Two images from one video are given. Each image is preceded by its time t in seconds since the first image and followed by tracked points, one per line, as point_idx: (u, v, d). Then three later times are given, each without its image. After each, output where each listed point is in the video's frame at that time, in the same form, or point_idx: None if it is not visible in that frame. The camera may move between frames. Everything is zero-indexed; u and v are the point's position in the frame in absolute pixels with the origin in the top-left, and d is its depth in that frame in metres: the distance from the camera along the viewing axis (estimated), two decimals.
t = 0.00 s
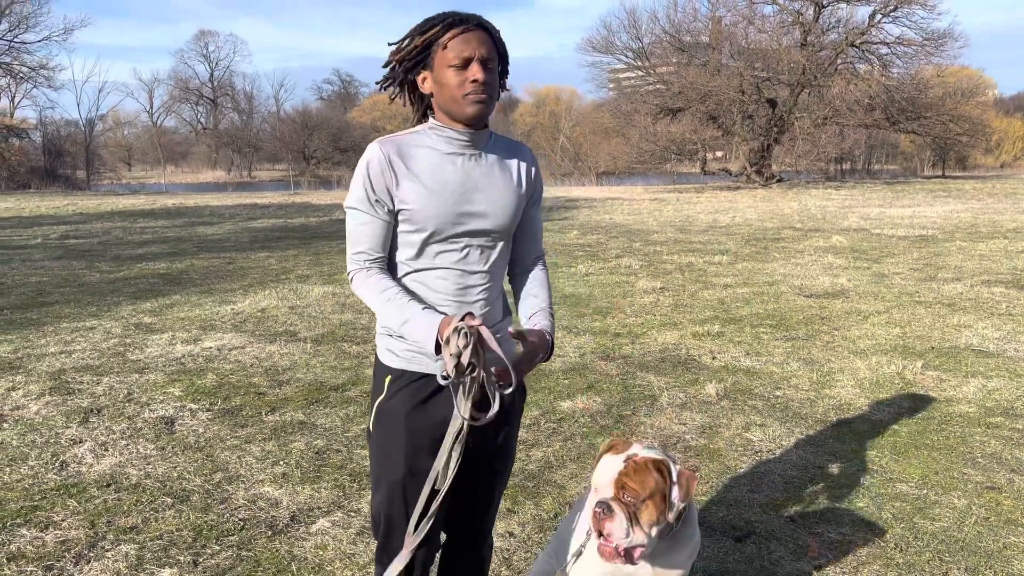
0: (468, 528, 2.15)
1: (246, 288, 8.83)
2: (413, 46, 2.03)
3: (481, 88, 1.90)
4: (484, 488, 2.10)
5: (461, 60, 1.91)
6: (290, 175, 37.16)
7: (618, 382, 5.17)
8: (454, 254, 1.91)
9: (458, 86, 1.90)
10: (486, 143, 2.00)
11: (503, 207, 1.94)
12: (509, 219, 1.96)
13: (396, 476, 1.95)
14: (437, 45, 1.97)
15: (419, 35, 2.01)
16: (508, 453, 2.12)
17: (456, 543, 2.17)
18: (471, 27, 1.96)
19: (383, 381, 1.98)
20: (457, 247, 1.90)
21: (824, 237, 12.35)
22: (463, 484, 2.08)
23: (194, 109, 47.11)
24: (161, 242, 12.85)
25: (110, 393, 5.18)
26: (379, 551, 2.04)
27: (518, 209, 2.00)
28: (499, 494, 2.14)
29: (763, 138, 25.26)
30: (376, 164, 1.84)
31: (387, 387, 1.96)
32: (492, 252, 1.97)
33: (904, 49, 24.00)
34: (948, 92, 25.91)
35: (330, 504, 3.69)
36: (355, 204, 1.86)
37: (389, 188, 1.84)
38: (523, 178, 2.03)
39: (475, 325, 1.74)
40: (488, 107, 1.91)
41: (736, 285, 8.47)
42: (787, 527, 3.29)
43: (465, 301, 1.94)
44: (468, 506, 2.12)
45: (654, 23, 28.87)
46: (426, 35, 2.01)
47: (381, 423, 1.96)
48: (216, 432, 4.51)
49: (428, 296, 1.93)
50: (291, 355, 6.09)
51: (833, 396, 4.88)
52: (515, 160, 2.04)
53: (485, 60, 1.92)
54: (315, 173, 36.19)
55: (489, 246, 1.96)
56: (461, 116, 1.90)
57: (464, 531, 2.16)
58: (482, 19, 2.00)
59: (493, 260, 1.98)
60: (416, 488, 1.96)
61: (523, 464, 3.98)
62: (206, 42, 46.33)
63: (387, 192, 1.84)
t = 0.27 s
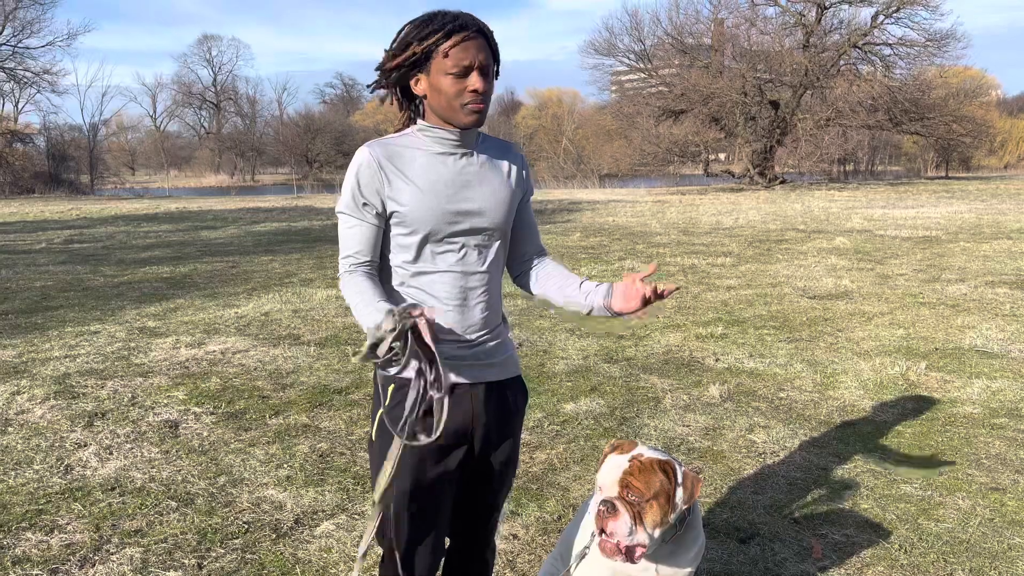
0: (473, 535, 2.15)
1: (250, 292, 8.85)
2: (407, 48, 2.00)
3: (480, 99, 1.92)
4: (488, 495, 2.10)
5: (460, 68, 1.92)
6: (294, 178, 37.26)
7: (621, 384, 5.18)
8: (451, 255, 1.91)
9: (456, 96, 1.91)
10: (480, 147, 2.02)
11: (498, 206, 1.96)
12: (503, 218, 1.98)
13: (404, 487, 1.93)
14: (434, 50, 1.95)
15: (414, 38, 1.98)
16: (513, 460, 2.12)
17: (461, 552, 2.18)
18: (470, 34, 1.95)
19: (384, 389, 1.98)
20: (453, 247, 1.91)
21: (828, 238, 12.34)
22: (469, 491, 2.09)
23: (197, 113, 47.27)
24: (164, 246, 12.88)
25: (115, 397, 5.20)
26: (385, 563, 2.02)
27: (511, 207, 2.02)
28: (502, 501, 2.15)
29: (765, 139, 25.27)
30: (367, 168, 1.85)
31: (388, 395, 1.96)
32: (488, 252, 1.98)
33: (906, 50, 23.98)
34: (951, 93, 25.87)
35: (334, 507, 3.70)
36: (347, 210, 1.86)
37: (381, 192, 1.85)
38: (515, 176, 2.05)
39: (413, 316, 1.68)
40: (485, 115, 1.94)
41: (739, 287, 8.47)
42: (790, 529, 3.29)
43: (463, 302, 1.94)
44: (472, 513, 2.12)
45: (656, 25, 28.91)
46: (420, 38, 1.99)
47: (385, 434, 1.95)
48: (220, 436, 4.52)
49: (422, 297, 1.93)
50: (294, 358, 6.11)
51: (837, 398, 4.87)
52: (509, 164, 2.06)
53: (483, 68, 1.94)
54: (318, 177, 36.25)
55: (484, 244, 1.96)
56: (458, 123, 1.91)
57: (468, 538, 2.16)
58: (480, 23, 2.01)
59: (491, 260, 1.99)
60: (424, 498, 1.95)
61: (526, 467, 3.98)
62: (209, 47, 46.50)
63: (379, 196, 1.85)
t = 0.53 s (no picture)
0: (478, 542, 2.15)
1: (254, 295, 8.87)
2: (406, 48, 2.02)
3: (480, 102, 1.93)
4: (488, 502, 2.11)
5: (461, 70, 1.93)
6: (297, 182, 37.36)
7: (625, 387, 5.17)
8: (454, 261, 1.93)
9: (457, 97, 1.92)
10: (478, 149, 2.02)
11: (499, 210, 1.97)
12: (504, 221, 1.99)
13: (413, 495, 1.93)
14: (434, 50, 1.96)
15: (414, 39, 1.99)
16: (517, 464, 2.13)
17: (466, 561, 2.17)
18: (470, 36, 1.97)
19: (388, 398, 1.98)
20: (455, 253, 1.92)
21: (831, 240, 12.33)
22: (474, 499, 2.09)
23: (201, 117, 47.46)
24: (168, 249, 12.92)
25: (119, 400, 5.21)
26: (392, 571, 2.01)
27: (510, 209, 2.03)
28: (506, 506, 2.15)
29: (769, 141, 25.30)
30: (364, 176, 1.84)
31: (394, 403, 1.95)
32: (489, 256, 1.99)
33: (909, 52, 24.00)
34: (954, 95, 25.87)
35: (337, 511, 3.70)
36: (345, 218, 1.85)
37: (381, 200, 1.85)
38: (511, 177, 2.06)
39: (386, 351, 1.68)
40: (486, 118, 1.95)
41: (743, 289, 8.47)
42: (794, 532, 3.29)
43: (466, 304, 1.95)
44: (477, 521, 2.12)
45: (659, 28, 28.97)
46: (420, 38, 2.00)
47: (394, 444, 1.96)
48: (224, 439, 4.54)
49: (425, 302, 1.93)
50: (298, 362, 6.12)
51: (841, 401, 4.86)
52: (508, 169, 2.06)
53: (482, 70, 1.95)
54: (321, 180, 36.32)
55: (485, 248, 1.98)
56: (457, 127, 1.92)
57: (473, 545, 2.16)
58: (481, 25, 2.02)
59: (492, 264, 2.01)
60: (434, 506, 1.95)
61: (530, 470, 3.98)
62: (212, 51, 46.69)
63: (378, 204, 1.84)
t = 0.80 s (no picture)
0: (481, 545, 2.16)
1: (257, 298, 8.90)
2: (402, 54, 2.03)
3: (481, 103, 1.94)
4: (491, 507, 2.11)
5: (458, 72, 1.94)
6: (301, 185, 37.46)
7: (628, 391, 5.17)
8: (454, 266, 1.93)
9: (458, 99, 1.92)
10: (477, 154, 2.02)
11: (499, 213, 1.98)
12: (504, 225, 2.00)
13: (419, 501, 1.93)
14: (431, 54, 1.97)
15: (410, 46, 2.01)
16: (519, 468, 2.13)
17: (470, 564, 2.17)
18: (466, 36, 1.98)
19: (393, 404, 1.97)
20: (456, 259, 1.92)
21: (835, 244, 12.31)
22: (478, 502, 2.09)
23: (205, 120, 47.67)
24: (172, 252, 12.96)
25: (123, 403, 5.23)
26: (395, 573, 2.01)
27: (509, 212, 2.04)
28: (509, 509, 2.15)
29: (772, 145, 25.10)
30: (365, 181, 1.82)
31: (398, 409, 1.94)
32: (489, 261, 2.00)
33: (913, 55, 23.96)
34: (958, 98, 25.81)
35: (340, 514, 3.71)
36: (345, 223, 1.83)
37: (382, 205, 1.83)
38: (509, 182, 2.06)
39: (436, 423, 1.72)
40: (487, 119, 1.95)
41: (746, 292, 8.46)
42: (798, 536, 3.28)
43: (467, 310, 1.95)
44: (481, 524, 2.13)
45: (663, 31, 29.00)
46: (416, 43, 2.01)
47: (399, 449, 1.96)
48: (228, 442, 4.55)
49: (426, 308, 1.92)
50: (302, 365, 6.13)
51: (846, 404, 4.85)
52: (507, 174, 2.07)
53: (481, 72, 1.96)
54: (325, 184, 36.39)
55: (484, 252, 1.98)
56: (458, 130, 1.92)
57: (477, 547, 2.16)
58: (476, 28, 2.03)
59: (492, 268, 2.02)
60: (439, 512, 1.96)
61: (533, 473, 3.98)
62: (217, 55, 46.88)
63: (380, 208, 1.83)
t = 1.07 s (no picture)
0: (482, 547, 2.16)
1: (262, 301, 8.92)
2: (410, 54, 2.04)
3: (490, 103, 1.93)
4: (494, 510, 2.12)
5: (467, 72, 1.94)
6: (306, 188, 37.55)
7: (632, 394, 5.16)
8: (462, 267, 1.93)
9: (467, 99, 1.92)
10: (484, 155, 2.02)
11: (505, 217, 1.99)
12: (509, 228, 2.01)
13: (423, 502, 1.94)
14: (440, 54, 1.98)
15: (419, 46, 2.01)
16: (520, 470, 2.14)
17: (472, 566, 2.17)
18: (474, 37, 1.98)
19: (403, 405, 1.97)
20: (464, 261, 1.93)
21: (839, 247, 12.28)
22: (481, 504, 2.10)
23: (210, 123, 47.93)
24: (177, 255, 13.01)
25: (127, 405, 5.25)
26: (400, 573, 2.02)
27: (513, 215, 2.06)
28: (510, 510, 2.16)
29: (777, 148, 25.14)
30: (377, 179, 1.81)
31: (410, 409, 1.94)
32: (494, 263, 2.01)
33: (918, 59, 23.91)
34: (963, 102, 25.73)
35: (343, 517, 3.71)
36: (355, 223, 1.82)
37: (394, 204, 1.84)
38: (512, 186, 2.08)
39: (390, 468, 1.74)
40: (496, 119, 1.95)
41: (750, 296, 8.44)
42: (802, 539, 3.28)
43: (473, 312, 1.96)
44: (482, 526, 2.14)
45: (667, 35, 29.02)
46: (424, 44, 2.02)
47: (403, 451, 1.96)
48: (232, 444, 4.56)
49: (432, 310, 1.93)
50: (306, 367, 6.15)
51: (850, 408, 4.83)
52: (511, 177, 2.08)
53: (490, 73, 1.96)
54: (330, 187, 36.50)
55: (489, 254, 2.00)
56: (469, 130, 1.92)
57: (478, 550, 2.16)
58: (482, 28, 2.04)
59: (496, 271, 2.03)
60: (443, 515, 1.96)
61: (536, 476, 3.97)
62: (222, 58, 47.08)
63: (392, 207, 1.83)
